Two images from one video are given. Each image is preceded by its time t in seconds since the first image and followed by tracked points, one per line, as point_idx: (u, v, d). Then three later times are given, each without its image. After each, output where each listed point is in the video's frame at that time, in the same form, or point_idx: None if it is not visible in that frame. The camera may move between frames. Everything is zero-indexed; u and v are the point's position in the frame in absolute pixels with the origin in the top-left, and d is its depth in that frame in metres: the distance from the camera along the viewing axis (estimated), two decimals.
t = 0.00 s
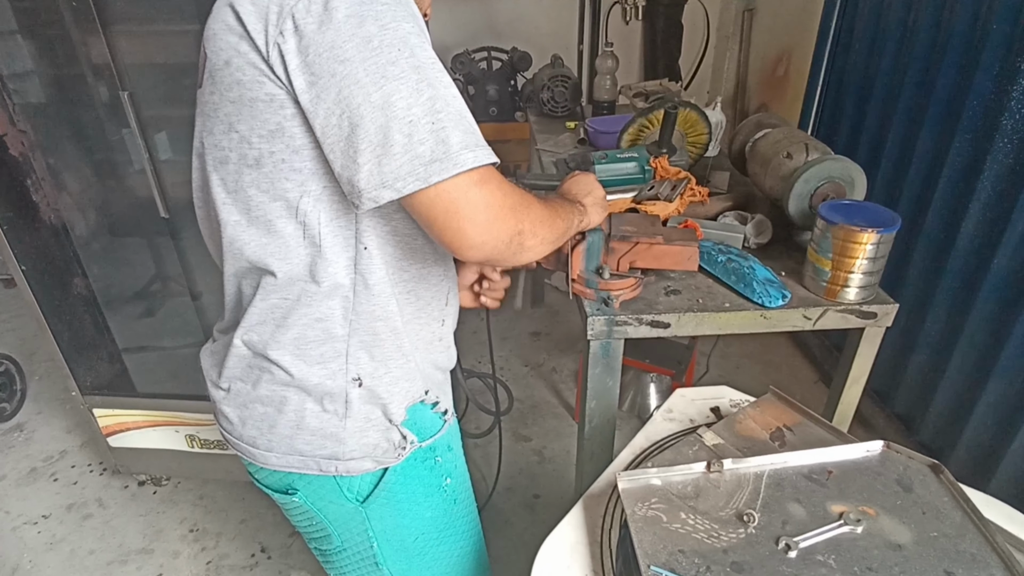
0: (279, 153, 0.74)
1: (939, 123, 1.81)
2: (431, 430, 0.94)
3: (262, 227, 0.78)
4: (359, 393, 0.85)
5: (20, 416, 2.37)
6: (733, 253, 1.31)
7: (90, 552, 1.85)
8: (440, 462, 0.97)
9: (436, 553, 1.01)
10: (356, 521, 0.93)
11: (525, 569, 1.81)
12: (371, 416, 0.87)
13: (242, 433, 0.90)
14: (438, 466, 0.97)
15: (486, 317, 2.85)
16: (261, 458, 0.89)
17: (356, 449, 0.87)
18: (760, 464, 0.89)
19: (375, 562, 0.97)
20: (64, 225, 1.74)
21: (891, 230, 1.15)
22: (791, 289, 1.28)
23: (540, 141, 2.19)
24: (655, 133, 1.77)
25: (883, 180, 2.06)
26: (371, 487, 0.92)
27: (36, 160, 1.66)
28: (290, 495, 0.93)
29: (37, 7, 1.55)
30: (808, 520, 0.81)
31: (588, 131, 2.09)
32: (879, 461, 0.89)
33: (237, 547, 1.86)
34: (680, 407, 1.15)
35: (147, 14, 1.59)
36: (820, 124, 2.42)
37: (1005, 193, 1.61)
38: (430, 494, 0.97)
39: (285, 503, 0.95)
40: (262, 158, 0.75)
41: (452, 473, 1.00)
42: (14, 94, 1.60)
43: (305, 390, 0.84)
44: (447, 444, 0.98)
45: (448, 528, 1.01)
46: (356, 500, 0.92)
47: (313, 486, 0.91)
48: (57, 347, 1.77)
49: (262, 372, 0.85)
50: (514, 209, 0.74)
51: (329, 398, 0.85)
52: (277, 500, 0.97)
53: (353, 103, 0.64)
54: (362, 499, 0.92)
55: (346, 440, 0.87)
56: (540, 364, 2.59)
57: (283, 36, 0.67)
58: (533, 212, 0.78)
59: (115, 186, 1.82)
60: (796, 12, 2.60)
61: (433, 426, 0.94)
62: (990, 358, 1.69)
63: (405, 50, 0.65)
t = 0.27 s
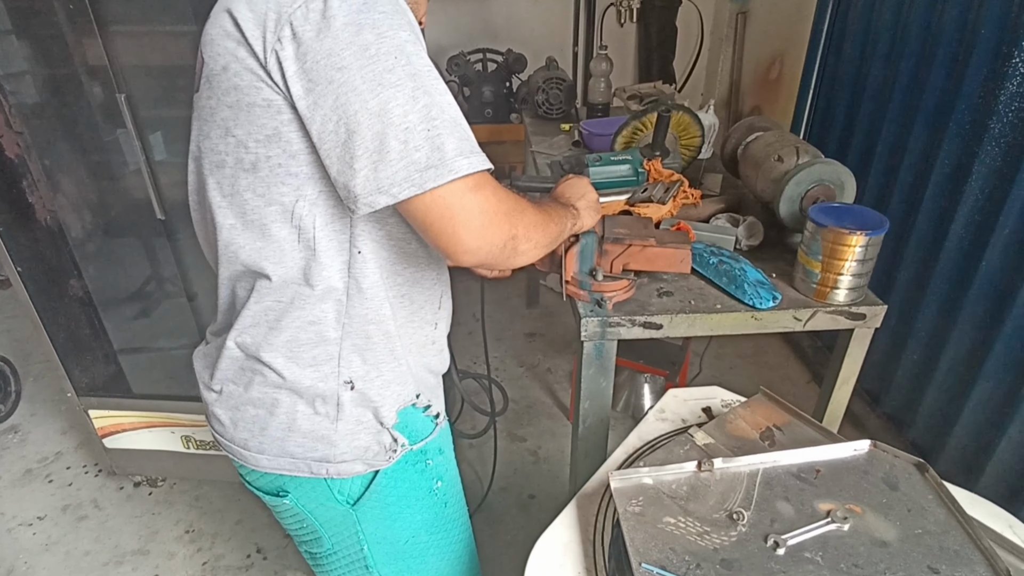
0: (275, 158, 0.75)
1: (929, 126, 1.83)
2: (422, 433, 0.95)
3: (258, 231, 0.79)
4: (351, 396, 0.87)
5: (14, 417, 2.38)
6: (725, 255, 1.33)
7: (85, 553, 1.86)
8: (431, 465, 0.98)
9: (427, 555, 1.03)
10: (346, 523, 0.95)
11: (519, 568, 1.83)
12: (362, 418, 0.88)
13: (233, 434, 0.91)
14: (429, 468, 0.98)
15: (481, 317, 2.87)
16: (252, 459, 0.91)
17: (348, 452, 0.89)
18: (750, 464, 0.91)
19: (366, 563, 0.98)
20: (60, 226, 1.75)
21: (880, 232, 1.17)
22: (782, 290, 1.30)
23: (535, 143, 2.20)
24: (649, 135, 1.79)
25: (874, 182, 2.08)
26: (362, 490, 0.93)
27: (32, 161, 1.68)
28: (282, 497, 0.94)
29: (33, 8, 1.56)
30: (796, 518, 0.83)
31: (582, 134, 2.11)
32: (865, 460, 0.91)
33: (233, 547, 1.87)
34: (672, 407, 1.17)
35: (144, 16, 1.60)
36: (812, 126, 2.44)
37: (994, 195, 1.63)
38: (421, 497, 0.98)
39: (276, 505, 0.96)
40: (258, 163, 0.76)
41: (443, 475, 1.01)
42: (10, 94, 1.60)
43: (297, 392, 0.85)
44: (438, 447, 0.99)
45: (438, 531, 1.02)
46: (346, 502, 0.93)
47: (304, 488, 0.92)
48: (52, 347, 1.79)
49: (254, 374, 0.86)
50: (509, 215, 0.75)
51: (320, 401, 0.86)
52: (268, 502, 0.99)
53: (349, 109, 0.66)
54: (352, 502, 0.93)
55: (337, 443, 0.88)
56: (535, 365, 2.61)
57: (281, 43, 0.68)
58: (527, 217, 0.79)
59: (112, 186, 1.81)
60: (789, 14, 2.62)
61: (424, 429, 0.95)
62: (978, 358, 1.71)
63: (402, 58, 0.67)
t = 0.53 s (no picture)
0: (263, 160, 0.75)
1: (918, 127, 1.84)
2: (408, 440, 0.95)
3: (245, 233, 0.79)
4: (334, 401, 0.87)
5: (3, 422, 2.36)
6: (715, 257, 1.34)
7: (75, 558, 1.85)
8: (416, 471, 0.98)
9: (412, 561, 1.02)
10: (329, 529, 0.94)
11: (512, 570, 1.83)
12: (345, 424, 0.88)
13: (217, 438, 0.91)
14: (414, 475, 0.98)
15: (473, 319, 2.87)
16: (234, 463, 0.91)
17: (331, 457, 0.89)
18: (739, 465, 0.91)
19: (349, 570, 0.98)
20: (48, 229, 1.74)
21: (868, 233, 1.18)
22: (771, 291, 1.30)
23: (526, 145, 2.21)
24: (640, 137, 1.80)
25: (863, 183, 2.09)
26: (345, 496, 0.93)
27: (20, 163, 1.67)
28: (265, 502, 0.94)
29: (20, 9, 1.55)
30: (785, 518, 0.83)
31: (574, 135, 2.11)
32: (853, 461, 0.92)
33: (225, 551, 1.86)
34: (662, 408, 1.17)
35: (132, 17, 1.59)
36: (802, 127, 2.45)
37: (981, 196, 1.65)
38: (406, 503, 0.98)
39: (260, 509, 0.96)
40: (245, 165, 0.76)
41: (428, 482, 1.01)
42: None
43: (281, 396, 0.85)
44: (424, 454, 0.99)
45: (423, 537, 1.02)
46: (330, 508, 0.93)
47: (287, 493, 0.92)
48: (41, 350, 1.79)
49: (238, 378, 0.86)
50: (498, 217, 0.76)
51: (304, 405, 0.86)
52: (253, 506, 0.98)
53: (337, 111, 0.66)
54: (336, 507, 0.93)
55: (320, 448, 0.88)
56: (527, 366, 2.61)
57: (269, 44, 0.68)
58: (516, 219, 0.80)
59: (101, 188, 1.80)
60: (779, 16, 2.63)
61: (410, 435, 0.96)
62: (967, 358, 1.73)
63: (391, 60, 0.67)
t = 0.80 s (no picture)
0: (252, 165, 0.74)
1: (910, 128, 1.85)
2: (402, 443, 0.95)
3: (234, 237, 0.79)
4: (328, 405, 0.86)
5: None
6: (709, 259, 1.34)
7: (69, 565, 1.84)
8: (411, 474, 0.98)
9: (408, 564, 1.02)
10: (324, 534, 0.94)
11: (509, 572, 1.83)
12: (339, 429, 0.88)
13: (210, 444, 0.91)
14: (409, 478, 0.98)
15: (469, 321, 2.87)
16: (229, 470, 0.90)
17: (325, 462, 0.88)
18: (734, 468, 0.91)
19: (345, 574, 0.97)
20: (40, 234, 1.73)
21: (861, 235, 1.18)
22: (766, 293, 1.31)
23: (521, 147, 2.21)
24: (634, 138, 1.80)
25: (857, 183, 2.10)
26: (340, 500, 0.93)
27: (11, 169, 1.66)
28: (260, 508, 0.93)
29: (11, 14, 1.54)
30: (780, 521, 0.83)
31: (568, 137, 2.11)
32: (848, 463, 0.92)
33: (220, 557, 1.85)
34: (658, 411, 1.17)
35: (123, 21, 1.59)
36: (796, 127, 2.46)
37: (973, 196, 1.65)
38: (401, 507, 0.98)
39: (255, 516, 0.95)
40: (235, 169, 0.76)
41: (423, 485, 1.01)
42: None
43: (274, 401, 0.85)
44: (419, 457, 0.99)
45: (420, 539, 1.02)
46: (325, 513, 0.93)
47: (282, 499, 0.91)
48: (34, 357, 1.78)
49: (230, 383, 0.86)
50: (488, 221, 0.75)
51: (298, 410, 0.85)
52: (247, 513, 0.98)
53: (326, 116, 0.66)
54: (331, 512, 0.93)
55: (314, 453, 0.87)
56: (523, 368, 2.61)
57: (258, 49, 0.68)
58: (507, 223, 0.79)
59: (93, 192, 1.79)
60: (772, 17, 2.64)
61: (404, 438, 0.95)
62: (961, 357, 1.73)
63: (380, 65, 0.67)
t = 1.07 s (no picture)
0: (243, 167, 0.73)
1: (911, 126, 1.83)
2: (399, 449, 0.94)
3: (226, 242, 0.77)
4: (323, 411, 0.84)
5: None
6: (710, 260, 1.32)
7: (65, 573, 1.82)
8: (408, 481, 0.96)
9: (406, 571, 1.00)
10: (320, 542, 0.92)
11: None
12: (335, 435, 0.86)
13: (202, 452, 0.89)
14: (406, 484, 0.96)
15: (468, 323, 2.85)
16: (221, 478, 0.88)
17: (320, 469, 0.87)
18: (738, 474, 0.90)
19: None
20: (34, 239, 1.71)
21: (864, 235, 1.17)
22: (768, 294, 1.29)
23: (519, 148, 2.19)
24: (633, 138, 1.78)
25: (857, 182, 2.08)
26: (335, 508, 0.91)
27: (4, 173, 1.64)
28: (253, 517, 0.92)
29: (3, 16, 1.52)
30: (786, 529, 0.82)
31: (567, 137, 2.10)
32: (854, 467, 0.90)
33: (218, 563, 1.84)
34: (659, 415, 1.16)
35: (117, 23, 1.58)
36: (795, 126, 2.44)
37: (975, 195, 1.64)
38: (398, 514, 0.96)
39: (248, 525, 0.93)
40: (226, 172, 0.74)
41: (420, 492, 0.99)
42: None
43: (267, 408, 0.83)
44: (416, 463, 0.97)
45: (417, 546, 1.00)
46: (320, 521, 0.91)
47: (276, 507, 0.90)
48: (28, 363, 1.77)
49: (223, 390, 0.84)
50: (484, 224, 0.74)
51: (291, 416, 0.83)
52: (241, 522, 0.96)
53: (318, 117, 0.64)
54: (326, 520, 0.91)
55: (309, 460, 0.86)
56: (523, 370, 2.59)
57: (248, 49, 0.66)
58: (504, 225, 0.78)
59: (87, 196, 1.78)
60: (771, 15, 2.63)
61: (401, 444, 0.94)
62: (963, 358, 1.72)
63: (373, 65, 0.65)
